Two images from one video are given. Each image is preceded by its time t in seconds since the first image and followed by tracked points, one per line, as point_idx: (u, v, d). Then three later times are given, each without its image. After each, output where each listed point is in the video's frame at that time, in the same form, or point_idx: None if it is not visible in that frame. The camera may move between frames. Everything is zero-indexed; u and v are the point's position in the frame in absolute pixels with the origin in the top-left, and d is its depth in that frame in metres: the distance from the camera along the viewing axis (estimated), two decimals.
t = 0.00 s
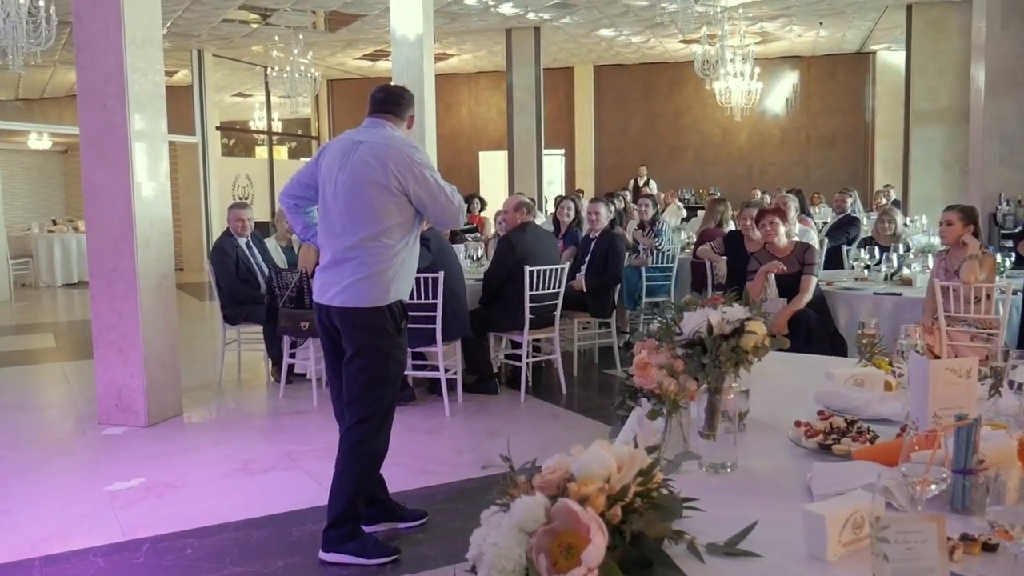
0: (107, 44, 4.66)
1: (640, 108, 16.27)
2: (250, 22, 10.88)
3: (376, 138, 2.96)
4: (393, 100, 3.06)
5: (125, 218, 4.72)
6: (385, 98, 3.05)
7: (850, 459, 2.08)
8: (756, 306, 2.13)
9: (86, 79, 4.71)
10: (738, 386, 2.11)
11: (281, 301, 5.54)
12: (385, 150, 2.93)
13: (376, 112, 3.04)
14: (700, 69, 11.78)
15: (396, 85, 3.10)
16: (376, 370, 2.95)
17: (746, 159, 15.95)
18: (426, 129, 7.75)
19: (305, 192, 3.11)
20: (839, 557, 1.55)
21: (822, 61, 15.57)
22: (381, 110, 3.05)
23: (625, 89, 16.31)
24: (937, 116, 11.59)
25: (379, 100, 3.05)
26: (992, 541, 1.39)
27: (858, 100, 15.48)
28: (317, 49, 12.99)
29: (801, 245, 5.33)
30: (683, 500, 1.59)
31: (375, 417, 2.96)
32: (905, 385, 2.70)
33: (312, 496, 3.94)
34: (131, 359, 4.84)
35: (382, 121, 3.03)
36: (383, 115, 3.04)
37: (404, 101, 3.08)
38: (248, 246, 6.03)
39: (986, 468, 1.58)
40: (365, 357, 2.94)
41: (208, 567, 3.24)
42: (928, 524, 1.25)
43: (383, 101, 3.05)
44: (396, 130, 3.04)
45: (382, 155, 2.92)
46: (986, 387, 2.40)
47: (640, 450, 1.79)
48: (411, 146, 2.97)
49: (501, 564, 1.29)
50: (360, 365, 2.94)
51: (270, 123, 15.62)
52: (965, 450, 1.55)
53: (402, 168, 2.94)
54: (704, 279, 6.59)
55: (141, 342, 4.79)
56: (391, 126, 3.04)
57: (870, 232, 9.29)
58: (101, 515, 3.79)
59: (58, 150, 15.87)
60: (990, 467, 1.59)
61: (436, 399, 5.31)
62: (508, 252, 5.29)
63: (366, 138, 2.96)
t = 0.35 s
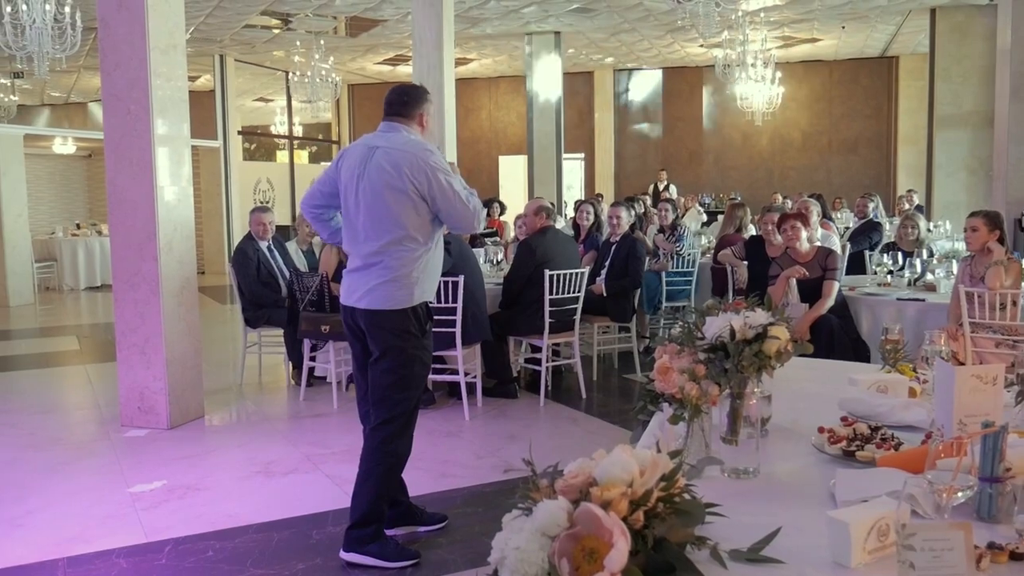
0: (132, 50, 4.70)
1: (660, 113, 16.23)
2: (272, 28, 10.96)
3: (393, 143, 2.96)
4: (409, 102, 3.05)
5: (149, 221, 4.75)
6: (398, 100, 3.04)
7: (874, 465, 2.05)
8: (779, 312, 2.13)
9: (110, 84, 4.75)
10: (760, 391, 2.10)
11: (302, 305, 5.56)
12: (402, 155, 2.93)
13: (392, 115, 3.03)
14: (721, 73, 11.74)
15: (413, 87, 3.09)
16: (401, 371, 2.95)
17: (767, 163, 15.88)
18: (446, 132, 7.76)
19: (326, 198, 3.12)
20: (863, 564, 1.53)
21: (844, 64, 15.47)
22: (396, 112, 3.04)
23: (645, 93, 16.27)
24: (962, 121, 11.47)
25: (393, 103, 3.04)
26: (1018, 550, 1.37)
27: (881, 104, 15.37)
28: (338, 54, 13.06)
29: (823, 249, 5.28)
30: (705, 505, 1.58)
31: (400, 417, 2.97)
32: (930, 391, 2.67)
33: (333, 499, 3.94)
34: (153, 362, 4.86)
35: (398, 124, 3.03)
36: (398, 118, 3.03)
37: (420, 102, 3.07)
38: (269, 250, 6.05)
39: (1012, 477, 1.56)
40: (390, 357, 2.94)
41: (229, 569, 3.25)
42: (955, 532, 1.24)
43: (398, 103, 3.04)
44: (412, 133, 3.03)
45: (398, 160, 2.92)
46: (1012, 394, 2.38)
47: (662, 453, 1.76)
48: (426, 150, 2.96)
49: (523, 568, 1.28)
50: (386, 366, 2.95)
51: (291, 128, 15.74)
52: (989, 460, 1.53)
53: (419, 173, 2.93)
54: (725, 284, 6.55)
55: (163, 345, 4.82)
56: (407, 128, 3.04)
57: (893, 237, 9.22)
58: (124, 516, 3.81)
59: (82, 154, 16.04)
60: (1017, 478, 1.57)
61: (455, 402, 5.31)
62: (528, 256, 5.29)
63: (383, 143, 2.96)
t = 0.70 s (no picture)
0: (153, 52, 4.73)
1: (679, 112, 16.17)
2: (292, 29, 11.01)
3: (407, 143, 2.98)
4: (436, 106, 3.06)
5: (170, 223, 4.79)
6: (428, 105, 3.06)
7: (897, 466, 2.03)
8: (801, 311, 2.12)
9: (132, 86, 4.79)
10: (782, 392, 2.08)
11: (322, 305, 5.58)
12: (414, 155, 2.94)
13: (419, 118, 3.06)
14: (741, 72, 11.68)
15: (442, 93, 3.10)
16: (410, 373, 2.95)
17: (787, 163, 15.77)
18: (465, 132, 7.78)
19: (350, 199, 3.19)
20: (887, 565, 1.51)
21: (865, 63, 15.35)
22: (422, 116, 3.06)
23: (664, 93, 16.23)
24: (984, 119, 11.35)
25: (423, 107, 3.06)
26: None
27: (903, 102, 15.23)
28: (357, 55, 13.10)
29: (844, 249, 5.23)
30: (727, 505, 1.57)
31: (411, 419, 2.97)
32: (953, 391, 2.64)
33: (353, 499, 3.95)
34: (174, 361, 4.90)
35: (421, 127, 3.05)
36: (422, 121, 3.06)
37: (448, 108, 3.08)
38: (289, 250, 6.08)
39: None
40: (398, 360, 2.95)
41: (251, 568, 3.27)
42: (981, 533, 1.22)
43: (428, 107, 3.06)
44: (433, 136, 3.04)
45: (408, 159, 2.94)
46: None
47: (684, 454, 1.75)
48: (440, 153, 2.96)
49: (545, 568, 1.28)
50: (394, 369, 2.95)
51: (310, 129, 15.82)
52: (1016, 460, 1.51)
53: (427, 173, 2.93)
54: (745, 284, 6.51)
55: (184, 345, 4.86)
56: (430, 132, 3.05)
57: (915, 236, 9.13)
58: (147, 515, 3.85)
59: (104, 156, 16.19)
60: None
61: (474, 402, 5.30)
62: (547, 256, 5.28)
63: (400, 143, 2.99)
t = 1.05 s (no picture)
0: (174, 54, 4.76)
1: (697, 110, 16.11)
2: (310, 30, 11.06)
3: (423, 142, 3.00)
4: (456, 104, 3.07)
5: (191, 224, 4.82)
6: (450, 103, 3.07)
7: (922, 465, 2.01)
8: (823, 310, 2.10)
9: (153, 87, 4.82)
10: (804, 391, 2.07)
11: (342, 305, 5.60)
12: (428, 151, 2.96)
13: (440, 116, 3.06)
14: (760, 69, 11.62)
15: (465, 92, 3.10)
16: (425, 370, 2.96)
17: (807, 160, 15.66)
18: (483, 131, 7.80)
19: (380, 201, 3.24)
20: (913, 566, 1.50)
21: (886, 59, 15.22)
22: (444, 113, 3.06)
23: (681, 91, 16.17)
24: (1007, 115, 11.24)
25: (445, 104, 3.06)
26: None
27: (924, 98, 15.10)
28: (375, 55, 13.13)
29: (865, 247, 5.19)
30: (750, 506, 1.56)
31: (427, 416, 2.97)
32: (977, 389, 2.61)
33: (373, 498, 3.96)
34: (196, 361, 4.93)
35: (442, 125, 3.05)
36: (443, 118, 3.06)
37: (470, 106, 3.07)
38: (309, 250, 6.10)
39: None
40: (412, 358, 2.95)
41: (273, 566, 3.29)
42: (1008, 534, 1.21)
43: (451, 103, 3.06)
44: (453, 133, 3.04)
45: (421, 155, 2.95)
46: None
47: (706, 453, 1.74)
48: (455, 148, 2.96)
49: (568, 568, 1.27)
50: (409, 366, 2.96)
51: (328, 129, 15.88)
52: None
53: (438, 169, 2.93)
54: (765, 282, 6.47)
55: (206, 345, 4.89)
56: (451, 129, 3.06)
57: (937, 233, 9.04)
58: (170, 513, 3.88)
59: (125, 157, 16.33)
60: None
61: (494, 402, 5.30)
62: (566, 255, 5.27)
63: (418, 141, 3.02)
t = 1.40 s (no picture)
0: (194, 55, 4.79)
1: (716, 107, 16.03)
2: (329, 30, 11.10)
3: (442, 144, 3.01)
4: (479, 107, 3.06)
5: (212, 224, 4.85)
6: (473, 107, 3.06)
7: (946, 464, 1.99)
8: (846, 307, 2.07)
9: (174, 89, 4.86)
10: (827, 389, 2.05)
11: (361, 304, 5.62)
12: (445, 154, 2.96)
13: (463, 120, 3.06)
14: (779, 65, 11.55)
15: (489, 95, 3.08)
16: (445, 370, 2.96)
17: (826, 156, 15.54)
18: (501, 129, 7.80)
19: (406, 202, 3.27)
20: (938, 566, 1.48)
21: (906, 54, 15.08)
22: (467, 117, 3.06)
23: (700, 87, 16.10)
24: None
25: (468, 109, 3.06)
26: None
27: (945, 92, 14.96)
28: (393, 55, 13.15)
29: (887, 243, 5.14)
30: (772, 504, 1.54)
31: (446, 415, 2.98)
32: (1001, 387, 2.57)
33: (394, 497, 3.97)
34: (217, 361, 4.96)
35: (464, 129, 3.05)
36: (465, 122, 3.06)
37: (492, 109, 3.06)
38: (328, 250, 6.13)
39: None
40: (431, 358, 2.96)
41: (295, 565, 3.30)
42: None
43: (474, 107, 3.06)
44: (474, 137, 3.03)
45: (438, 159, 2.96)
46: None
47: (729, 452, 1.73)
48: (472, 152, 2.95)
49: (590, 567, 1.27)
50: (429, 365, 2.97)
51: (347, 129, 15.95)
52: None
53: (453, 172, 2.93)
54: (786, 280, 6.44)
55: (227, 345, 4.92)
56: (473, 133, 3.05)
57: (959, 229, 8.96)
58: (193, 512, 3.90)
59: (146, 159, 16.47)
60: None
61: (513, 400, 5.30)
62: (585, 253, 5.26)
63: (438, 144, 3.03)
